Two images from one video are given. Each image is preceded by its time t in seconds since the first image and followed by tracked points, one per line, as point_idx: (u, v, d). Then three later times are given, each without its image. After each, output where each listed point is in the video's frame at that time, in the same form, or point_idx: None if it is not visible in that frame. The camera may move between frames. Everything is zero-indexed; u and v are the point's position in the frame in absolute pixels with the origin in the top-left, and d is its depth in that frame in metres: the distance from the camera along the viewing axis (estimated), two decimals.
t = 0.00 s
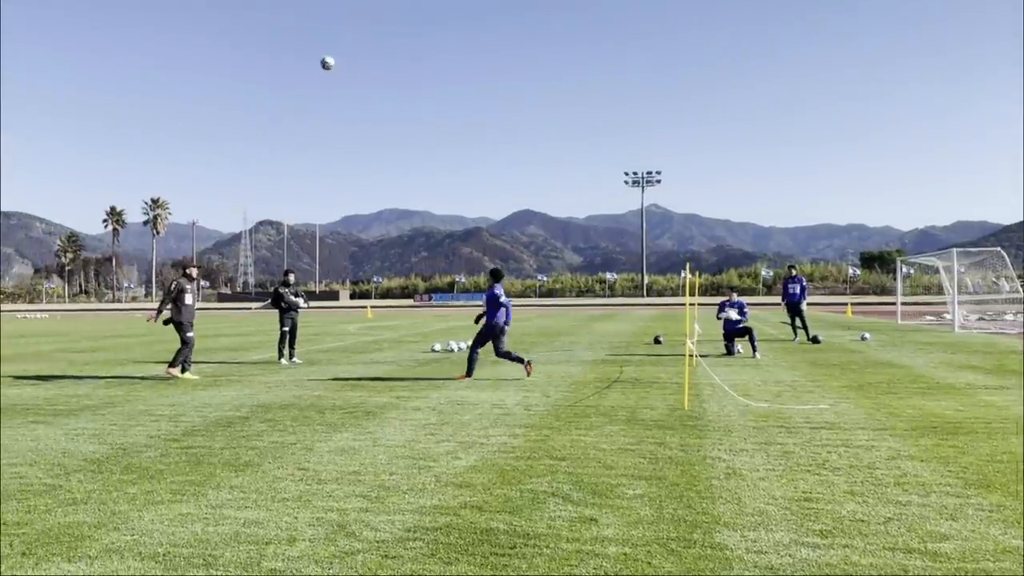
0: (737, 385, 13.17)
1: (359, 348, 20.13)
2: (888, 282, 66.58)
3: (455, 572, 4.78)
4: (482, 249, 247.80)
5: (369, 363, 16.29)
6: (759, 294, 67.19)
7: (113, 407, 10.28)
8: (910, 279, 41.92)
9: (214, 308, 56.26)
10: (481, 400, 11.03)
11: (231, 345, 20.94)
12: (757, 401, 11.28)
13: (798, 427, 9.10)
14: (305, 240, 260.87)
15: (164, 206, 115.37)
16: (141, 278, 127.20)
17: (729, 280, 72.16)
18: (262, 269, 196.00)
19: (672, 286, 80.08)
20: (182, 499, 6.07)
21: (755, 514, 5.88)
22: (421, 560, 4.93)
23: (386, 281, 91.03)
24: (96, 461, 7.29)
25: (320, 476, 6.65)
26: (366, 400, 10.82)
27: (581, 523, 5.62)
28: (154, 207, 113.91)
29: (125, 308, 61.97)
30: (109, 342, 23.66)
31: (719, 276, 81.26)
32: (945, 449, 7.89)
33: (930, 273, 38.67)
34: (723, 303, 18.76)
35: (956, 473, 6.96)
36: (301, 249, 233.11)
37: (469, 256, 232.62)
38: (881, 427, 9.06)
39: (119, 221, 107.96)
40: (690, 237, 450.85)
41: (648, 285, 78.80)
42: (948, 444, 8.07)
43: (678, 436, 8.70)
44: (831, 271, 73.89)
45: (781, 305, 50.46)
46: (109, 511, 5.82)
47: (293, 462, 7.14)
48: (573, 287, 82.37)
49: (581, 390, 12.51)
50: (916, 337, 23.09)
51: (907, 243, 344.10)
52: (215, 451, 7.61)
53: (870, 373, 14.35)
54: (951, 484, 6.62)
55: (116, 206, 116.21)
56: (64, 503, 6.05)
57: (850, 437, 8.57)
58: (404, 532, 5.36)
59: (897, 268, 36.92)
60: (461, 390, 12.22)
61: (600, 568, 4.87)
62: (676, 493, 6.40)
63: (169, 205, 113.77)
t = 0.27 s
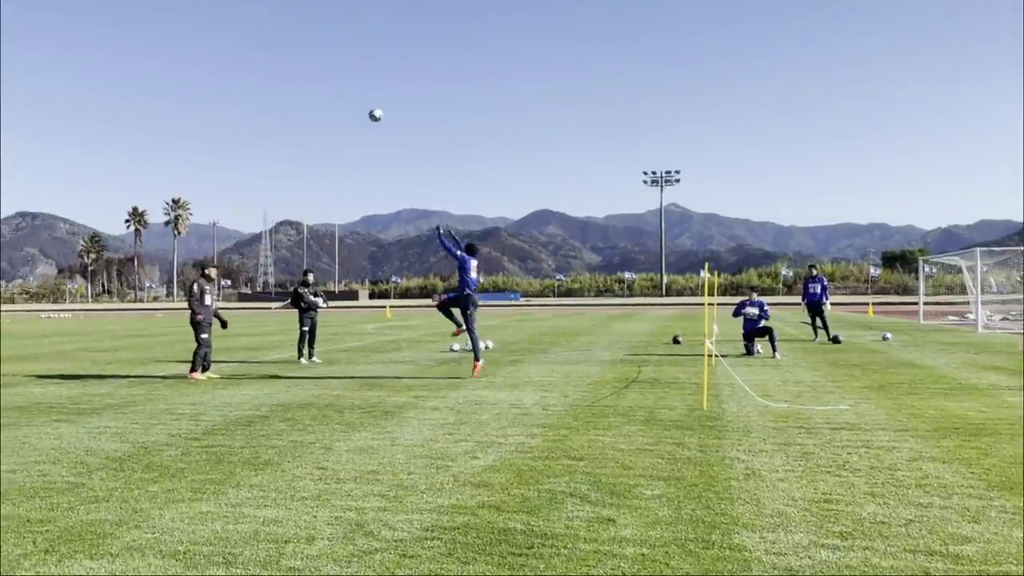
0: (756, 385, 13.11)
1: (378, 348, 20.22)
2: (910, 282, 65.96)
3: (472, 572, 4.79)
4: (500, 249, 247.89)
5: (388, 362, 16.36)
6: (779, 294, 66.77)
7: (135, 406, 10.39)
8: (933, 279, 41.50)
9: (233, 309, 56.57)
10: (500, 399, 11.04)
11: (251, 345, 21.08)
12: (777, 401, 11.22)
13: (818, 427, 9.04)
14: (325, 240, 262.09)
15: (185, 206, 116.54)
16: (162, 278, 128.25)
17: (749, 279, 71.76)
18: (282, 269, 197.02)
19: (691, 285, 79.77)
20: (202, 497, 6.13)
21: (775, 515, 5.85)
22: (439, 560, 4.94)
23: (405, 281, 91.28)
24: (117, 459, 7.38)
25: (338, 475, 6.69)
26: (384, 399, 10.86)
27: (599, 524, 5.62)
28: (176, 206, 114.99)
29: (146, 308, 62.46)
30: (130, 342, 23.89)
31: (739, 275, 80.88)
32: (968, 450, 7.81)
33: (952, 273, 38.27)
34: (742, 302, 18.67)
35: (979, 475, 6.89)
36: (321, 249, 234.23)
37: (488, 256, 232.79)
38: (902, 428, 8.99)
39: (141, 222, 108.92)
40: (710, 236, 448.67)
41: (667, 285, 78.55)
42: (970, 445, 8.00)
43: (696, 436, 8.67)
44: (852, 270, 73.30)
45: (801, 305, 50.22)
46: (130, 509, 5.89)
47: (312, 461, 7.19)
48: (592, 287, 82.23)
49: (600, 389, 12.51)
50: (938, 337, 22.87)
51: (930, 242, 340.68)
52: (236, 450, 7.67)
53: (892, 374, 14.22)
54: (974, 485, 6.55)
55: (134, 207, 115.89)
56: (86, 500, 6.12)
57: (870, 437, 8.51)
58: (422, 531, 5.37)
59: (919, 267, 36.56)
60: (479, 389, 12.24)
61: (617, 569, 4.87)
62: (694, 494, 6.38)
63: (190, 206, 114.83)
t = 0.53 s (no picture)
0: (768, 386, 13.07)
1: (390, 348, 20.26)
2: (924, 281, 65.56)
3: (484, 572, 4.80)
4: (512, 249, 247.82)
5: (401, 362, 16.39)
6: (792, 293, 66.51)
7: (149, 405, 10.46)
8: (947, 278, 41.25)
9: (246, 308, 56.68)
10: (511, 399, 11.04)
11: (264, 345, 21.15)
12: (790, 402, 11.18)
13: (831, 428, 9.01)
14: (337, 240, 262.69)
15: (199, 206, 117.11)
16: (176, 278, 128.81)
17: (761, 279, 71.48)
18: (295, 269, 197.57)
19: (703, 285, 79.52)
20: (215, 496, 6.16)
21: (787, 516, 5.82)
22: (450, 559, 4.95)
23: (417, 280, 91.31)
24: (131, 458, 7.42)
25: (350, 474, 6.71)
26: (396, 399, 10.88)
27: (610, 524, 5.61)
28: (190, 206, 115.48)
29: (160, 308, 62.65)
30: (143, 341, 24.00)
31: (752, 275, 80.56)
32: (983, 451, 7.76)
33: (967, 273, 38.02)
34: (755, 302, 18.61)
35: (993, 476, 6.85)
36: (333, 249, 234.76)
37: (499, 256, 232.79)
38: (916, 428, 8.94)
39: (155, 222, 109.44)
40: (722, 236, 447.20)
41: (679, 285, 78.34)
42: (985, 446, 7.95)
43: (708, 437, 8.65)
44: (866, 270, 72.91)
45: (815, 305, 49.98)
46: (143, 508, 5.92)
47: (324, 460, 7.21)
48: (604, 286, 82.09)
49: (612, 390, 12.50)
50: (952, 337, 22.74)
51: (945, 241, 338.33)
52: (249, 449, 7.71)
53: (906, 374, 14.15)
54: (988, 487, 6.52)
55: (150, 207, 115.39)
56: (99, 499, 6.16)
57: (884, 438, 8.47)
58: (434, 531, 5.39)
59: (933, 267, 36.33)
60: (491, 389, 12.25)
61: (629, 569, 4.86)
62: (706, 495, 6.36)
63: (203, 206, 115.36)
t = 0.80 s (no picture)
0: (774, 386, 13.03)
1: (396, 347, 20.26)
2: (932, 281, 65.33)
3: (490, 571, 4.80)
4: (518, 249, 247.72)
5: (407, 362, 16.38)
6: (799, 293, 66.33)
7: (156, 405, 10.48)
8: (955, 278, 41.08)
9: (252, 308, 56.70)
10: (518, 399, 11.03)
11: (270, 344, 21.17)
12: (796, 402, 11.14)
13: (838, 428, 8.97)
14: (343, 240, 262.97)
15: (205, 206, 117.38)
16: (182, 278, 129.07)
17: (767, 279, 71.31)
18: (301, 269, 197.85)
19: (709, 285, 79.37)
20: (222, 496, 6.17)
21: (793, 516, 5.81)
22: (456, 559, 4.96)
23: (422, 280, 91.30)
24: (138, 458, 7.44)
25: (357, 474, 6.72)
26: (403, 399, 10.87)
27: (616, 523, 5.61)
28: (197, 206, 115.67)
29: (166, 308, 62.71)
30: (150, 341, 24.05)
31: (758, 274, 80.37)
32: (991, 450, 7.74)
33: (975, 272, 37.86)
34: (762, 302, 18.56)
35: (1000, 476, 6.82)
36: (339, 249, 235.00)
37: (505, 255, 232.75)
38: (923, 428, 8.91)
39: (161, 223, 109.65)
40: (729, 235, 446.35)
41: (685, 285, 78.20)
42: (993, 446, 7.92)
43: (715, 437, 8.63)
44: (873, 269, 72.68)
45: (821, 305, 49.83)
46: (151, 507, 5.94)
47: (330, 460, 7.22)
48: (610, 286, 81.98)
49: (618, 389, 12.48)
50: (960, 337, 22.66)
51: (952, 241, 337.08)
52: (255, 448, 7.72)
53: (913, 374, 14.09)
54: (995, 487, 6.50)
55: (155, 208, 116.34)
56: (107, 498, 6.18)
57: (891, 438, 8.44)
58: (440, 530, 5.39)
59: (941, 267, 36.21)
60: (497, 389, 12.24)
61: (635, 569, 4.86)
62: (712, 495, 6.35)
63: (210, 206, 115.60)
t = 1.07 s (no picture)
0: (777, 386, 13.01)
1: (398, 347, 20.25)
2: (934, 281, 65.28)
3: (493, 571, 4.80)
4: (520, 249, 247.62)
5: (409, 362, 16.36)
6: (801, 293, 66.27)
7: (159, 405, 10.48)
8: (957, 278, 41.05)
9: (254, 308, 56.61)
10: (520, 399, 11.02)
11: (272, 345, 21.16)
12: (799, 402, 11.13)
13: (840, 428, 8.96)
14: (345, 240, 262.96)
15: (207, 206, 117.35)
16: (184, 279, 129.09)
17: (769, 279, 71.23)
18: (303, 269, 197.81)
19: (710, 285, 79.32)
20: (225, 495, 6.17)
21: (796, 516, 5.80)
22: (458, 559, 4.96)
23: (424, 280, 91.23)
24: (140, 457, 7.44)
25: (359, 474, 6.72)
26: (405, 399, 10.86)
27: (619, 523, 5.61)
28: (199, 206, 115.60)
29: (168, 308, 62.63)
30: (152, 342, 24.03)
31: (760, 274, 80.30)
32: (993, 450, 7.73)
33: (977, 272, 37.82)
34: (764, 303, 18.55)
35: (1003, 476, 6.82)
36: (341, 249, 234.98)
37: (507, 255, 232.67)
38: (926, 428, 8.90)
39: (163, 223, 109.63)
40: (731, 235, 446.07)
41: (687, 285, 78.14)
42: (996, 446, 7.91)
43: (718, 437, 8.63)
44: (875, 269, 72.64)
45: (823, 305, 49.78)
46: (154, 507, 5.94)
47: (332, 460, 7.22)
48: (612, 286, 81.90)
49: (620, 389, 12.47)
50: (963, 336, 22.63)
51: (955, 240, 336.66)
52: (258, 448, 7.72)
53: (916, 374, 14.07)
54: (999, 487, 6.49)
55: (157, 208, 116.39)
56: (109, 498, 6.18)
57: (894, 438, 8.44)
58: (442, 530, 5.39)
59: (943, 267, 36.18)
60: (499, 389, 12.22)
61: (637, 569, 4.85)
62: (715, 495, 6.35)
63: (212, 206, 115.56)
